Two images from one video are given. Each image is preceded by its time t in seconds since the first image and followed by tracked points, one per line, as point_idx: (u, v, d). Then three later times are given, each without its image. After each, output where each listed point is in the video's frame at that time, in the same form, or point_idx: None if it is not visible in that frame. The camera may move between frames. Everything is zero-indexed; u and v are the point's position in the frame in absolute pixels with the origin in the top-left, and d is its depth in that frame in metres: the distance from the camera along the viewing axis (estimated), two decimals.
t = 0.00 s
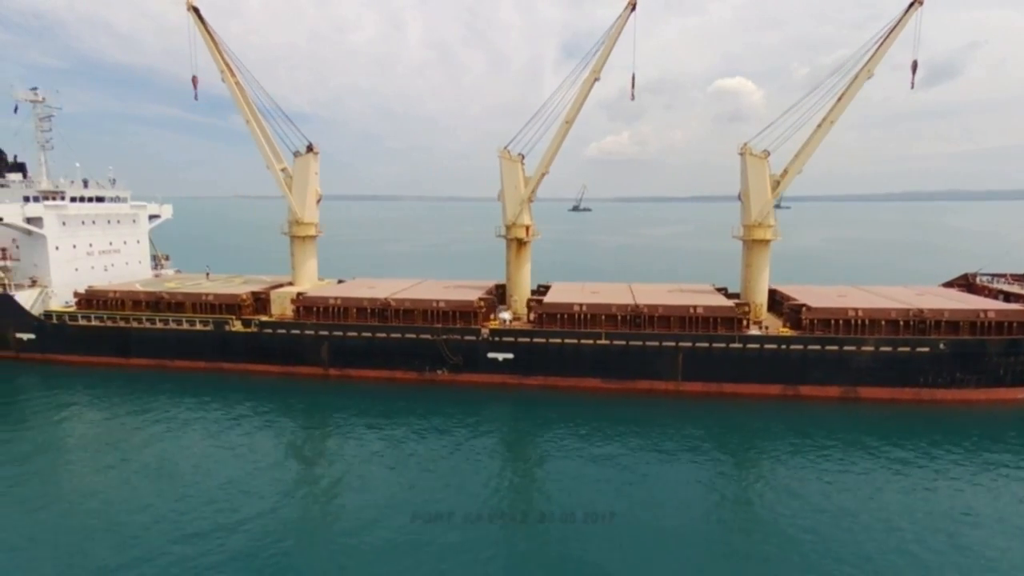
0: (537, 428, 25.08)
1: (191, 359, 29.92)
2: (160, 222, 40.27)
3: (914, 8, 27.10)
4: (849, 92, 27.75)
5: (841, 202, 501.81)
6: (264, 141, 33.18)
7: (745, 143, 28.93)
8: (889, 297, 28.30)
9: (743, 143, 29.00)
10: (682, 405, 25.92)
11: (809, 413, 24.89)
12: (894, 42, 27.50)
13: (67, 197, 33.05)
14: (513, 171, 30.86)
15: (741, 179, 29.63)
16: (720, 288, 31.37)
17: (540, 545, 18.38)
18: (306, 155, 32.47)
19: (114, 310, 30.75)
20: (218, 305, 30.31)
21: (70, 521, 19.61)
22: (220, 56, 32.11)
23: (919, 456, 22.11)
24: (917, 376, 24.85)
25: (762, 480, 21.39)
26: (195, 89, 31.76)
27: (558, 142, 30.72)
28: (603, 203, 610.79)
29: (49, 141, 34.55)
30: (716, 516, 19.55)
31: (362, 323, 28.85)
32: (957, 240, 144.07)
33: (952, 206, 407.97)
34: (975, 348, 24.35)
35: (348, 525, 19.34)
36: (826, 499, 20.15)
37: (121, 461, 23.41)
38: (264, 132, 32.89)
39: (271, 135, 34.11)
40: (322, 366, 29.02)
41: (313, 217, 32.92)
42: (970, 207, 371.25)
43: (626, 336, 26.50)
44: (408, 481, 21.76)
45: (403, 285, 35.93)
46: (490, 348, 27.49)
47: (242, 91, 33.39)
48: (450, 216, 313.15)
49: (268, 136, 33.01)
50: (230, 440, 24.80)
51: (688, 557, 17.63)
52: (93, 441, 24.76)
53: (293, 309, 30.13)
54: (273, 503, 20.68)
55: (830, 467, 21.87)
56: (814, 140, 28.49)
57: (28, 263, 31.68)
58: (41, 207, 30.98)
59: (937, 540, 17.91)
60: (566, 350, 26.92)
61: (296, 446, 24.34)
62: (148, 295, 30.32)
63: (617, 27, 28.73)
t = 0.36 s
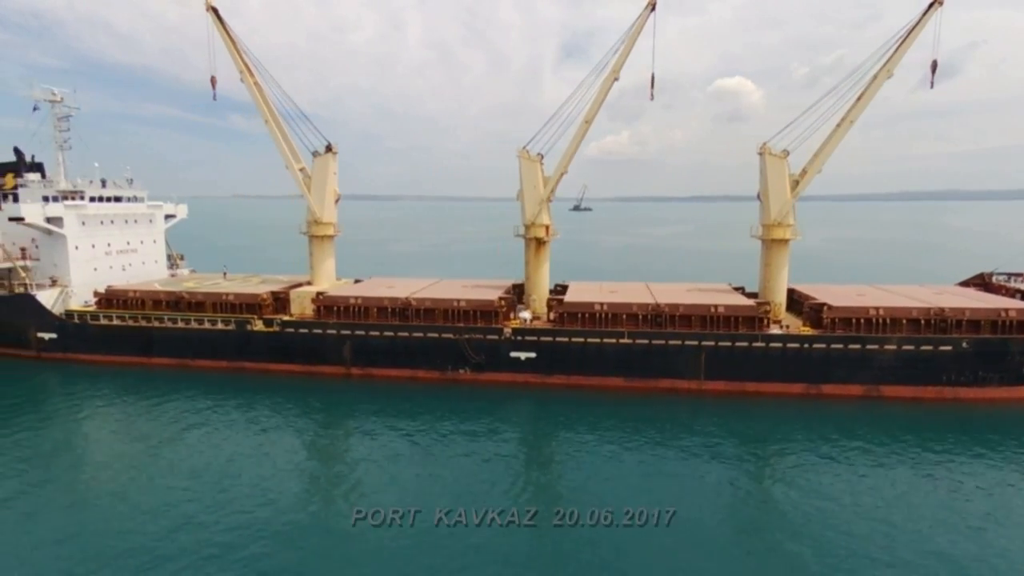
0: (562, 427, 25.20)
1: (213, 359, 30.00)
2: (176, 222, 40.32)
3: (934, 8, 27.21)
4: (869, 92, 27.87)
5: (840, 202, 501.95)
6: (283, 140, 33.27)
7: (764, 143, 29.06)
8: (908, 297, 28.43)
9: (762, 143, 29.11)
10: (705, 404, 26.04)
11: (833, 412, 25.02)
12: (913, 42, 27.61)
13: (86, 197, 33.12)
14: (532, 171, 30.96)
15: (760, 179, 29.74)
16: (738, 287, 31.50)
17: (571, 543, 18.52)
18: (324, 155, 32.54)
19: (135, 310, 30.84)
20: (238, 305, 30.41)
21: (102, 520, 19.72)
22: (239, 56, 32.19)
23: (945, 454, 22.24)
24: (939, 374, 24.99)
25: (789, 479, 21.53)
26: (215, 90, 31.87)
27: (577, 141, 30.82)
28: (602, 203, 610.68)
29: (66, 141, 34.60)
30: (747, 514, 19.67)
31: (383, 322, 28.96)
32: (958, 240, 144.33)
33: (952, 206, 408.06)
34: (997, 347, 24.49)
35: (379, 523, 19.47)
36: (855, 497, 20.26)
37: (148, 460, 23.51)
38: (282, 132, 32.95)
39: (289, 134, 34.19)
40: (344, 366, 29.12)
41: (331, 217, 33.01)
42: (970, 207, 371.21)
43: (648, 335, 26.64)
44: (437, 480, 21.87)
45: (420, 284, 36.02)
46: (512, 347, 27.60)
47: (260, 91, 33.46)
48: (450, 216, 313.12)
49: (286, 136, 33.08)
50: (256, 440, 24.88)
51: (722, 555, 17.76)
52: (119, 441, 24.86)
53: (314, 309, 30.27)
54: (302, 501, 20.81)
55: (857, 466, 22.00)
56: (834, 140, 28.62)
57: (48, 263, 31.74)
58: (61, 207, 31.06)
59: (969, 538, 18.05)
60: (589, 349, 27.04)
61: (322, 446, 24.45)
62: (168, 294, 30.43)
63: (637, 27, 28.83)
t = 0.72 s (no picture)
0: (587, 426, 25.33)
1: (235, 359, 30.11)
2: (191, 222, 40.39)
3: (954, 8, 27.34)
4: (888, 93, 28.02)
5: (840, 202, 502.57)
6: (301, 140, 33.37)
7: (783, 143, 29.19)
8: (927, 296, 28.55)
9: (782, 143, 29.24)
10: (729, 403, 26.17)
11: (857, 410, 25.16)
12: (933, 42, 27.74)
13: (105, 197, 33.23)
14: (552, 171, 31.08)
15: (779, 179, 29.86)
16: (756, 287, 31.63)
17: (605, 542, 18.67)
18: (343, 155, 32.63)
19: (155, 310, 30.95)
20: (259, 304, 30.52)
21: (137, 519, 19.85)
22: (259, 56, 32.29)
23: (971, 452, 22.40)
24: (962, 373, 25.12)
25: (817, 478, 21.68)
26: (234, 90, 31.99)
27: (597, 142, 30.93)
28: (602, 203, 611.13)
29: (85, 142, 34.70)
30: (776, 513, 19.85)
31: (405, 322, 29.08)
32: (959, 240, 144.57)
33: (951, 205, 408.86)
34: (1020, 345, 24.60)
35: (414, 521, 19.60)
36: (885, 496, 20.39)
37: (177, 459, 23.64)
38: (301, 132, 33.05)
39: (307, 134, 34.28)
40: (366, 365, 29.24)
41: (350, 217, 33.12)
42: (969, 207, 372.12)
43: (670, 334, 26.76)
44: (467, 478, 22.00)
45: (437, 284, 36.13)
46: (535, 346, 27.72)
47: (279, 91, 33.55)
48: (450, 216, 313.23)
49: (305, 136, 33.17)
50: (283, 439, 25.00)
51: (755, 554, 17.93)
52: (146, 440, 24.98)
53: (334, 308, 30.41)
54: (335, 499, 20.96)
55: (883, 464, 22.16)
56: (853, 140, 28.76)
57: (68, 263, 31.81)
58: (82, 207, 31.17)
59: (1002, 537, 18.17)
60: (612, 349, 27.16)
61: (349, 445, 24.58)
62: (189, 294, 30.55)
63: (657, 28, 28.95)
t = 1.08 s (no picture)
0: (612, 425, 25.45)
1: (256, 358, 30.20)
2: (207, 222, 40.46)
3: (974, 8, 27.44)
4: (907, 93, 28.15)
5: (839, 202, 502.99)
6: (319, 140, 33.46)
7: (802, 143, 29.30)
8: (945, 295, 28.70)
9: (800, 143, 29.35)
10: (752, 402, 26.30)
11: (879, 409, 25.31)
12: (952, 43, 27.86)
13: (124, 197, 33.32)
14: (571, 171, 31.17)
15: (798, 179, 29.96)
16: (774, 286, 31.75)
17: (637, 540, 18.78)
18: (362, 155, 32.72)
19: (175, 309, 31.06)
20: (279, 304, 30.62)
21: (170, 518, 19.96)
22: (278, 56, 32.37)
23: (996, 449, 22.55)
24: (984, 372, 25.26)
25: (844, 476, 21.81)
26: (253, 89, 32.07)
27: (615, 141, 31.02)
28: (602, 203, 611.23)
29: (103, 142, 34.78)
30: (808, 512, 19.97)
31: (426, 321, 29.18)
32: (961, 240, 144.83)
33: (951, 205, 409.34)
34: None
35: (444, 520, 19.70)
36: (914, 494, 20.54)
37: (205, 458, 23.75)
38: (319, 132, 33.13)
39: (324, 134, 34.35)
40: (388, 364, 29.35)
41: (368, 217, 33.21)
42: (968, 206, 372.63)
43: (693, 334, 26.86)
44: (496, 478, 22.11)
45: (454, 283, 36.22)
46: (557, 346, 27.83)
47: (297, 91, 33.63)
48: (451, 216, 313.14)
49: (323, 136, 33.26)
50: (310, 438, 25.12)
51: (791, 553, 18.03)
52: (172, 439, 25.09)
53: (354, 307, 30.50)
54: (365, 499, 21.05)
55: (910, 462, 22.30)
56: (873, 140, 28.88)
57: (88, 263, 31.88)
58: (102, 207, 31.23)
59: None
60: (634, 348, 27.27)
61: (375, 444, 24.69)
62: (209, 294, 30.67)
63: (677, 28, 29.04)
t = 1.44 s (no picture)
0: (629, 423, 25.65)
1: (269, 358, 30.14)
2: (213, 222, 40.29)
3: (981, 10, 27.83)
4: (916, 94, 28.52)
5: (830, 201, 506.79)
6: (330, 140, 33.43)
7: (812, 143, 29.59)
8: (953, 293, 29.12)
9: (810, 143, 29.64)
10: (767, 400, 26.56)
11: (893, 406, 25.64)
12: (960, 44, 28.24)
13: (133, 197, 33.16)
14: (582, 170, 31.33)
15: (808, 179, 30.24)
16: (783, 285, 32.07)
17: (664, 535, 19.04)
18: (372, 155, 32.72)
19: (187, 309, 30.99)
20: (292, 304, 30.60)
21: (196, 518, 19.98)
22: (288, 55, 32.32)
23: (1010, 445, 22.93)
24: (995, 369, 25.66)
25: (862, 473, 22.10)
26: (264, 89, 32.01)
27: (627, 141, 31.21)
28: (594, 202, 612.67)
29: (110, 141, 34.56)
30: (827, 509, 20.26)
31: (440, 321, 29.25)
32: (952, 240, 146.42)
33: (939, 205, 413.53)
34: None
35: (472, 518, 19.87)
36: (931, 490, 20.86)
37: (224, 458, 23.75)
38: (330, 132, 33.11)
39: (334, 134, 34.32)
40: (403, 364, 29.40)
41: (379, 217, 33.23)
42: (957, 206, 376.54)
43: (708, 332, 27.06)
44: (516, 478, 22.25)
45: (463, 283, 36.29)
46: (572, 344, 27.98)
47: (306, 91, 33.58)
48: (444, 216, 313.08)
49: (334, 136, 33.23)
50: (328, 438, 25.16)
51: (812, 550, 18.32)
52: (190, 439, 25.08)
53: (367, 307, 30.56)
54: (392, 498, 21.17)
55: (924, 458, 22.63)
56: (881, 140, 29.24)
57: (97, 263, 31.70)
58: (112, 207, 31.08)
59: None
60: (649, 347, 27.46)
61: (393, 444, 24.73)
62: (221, 294, 30.61)
63: (688, 28, 29.24)
